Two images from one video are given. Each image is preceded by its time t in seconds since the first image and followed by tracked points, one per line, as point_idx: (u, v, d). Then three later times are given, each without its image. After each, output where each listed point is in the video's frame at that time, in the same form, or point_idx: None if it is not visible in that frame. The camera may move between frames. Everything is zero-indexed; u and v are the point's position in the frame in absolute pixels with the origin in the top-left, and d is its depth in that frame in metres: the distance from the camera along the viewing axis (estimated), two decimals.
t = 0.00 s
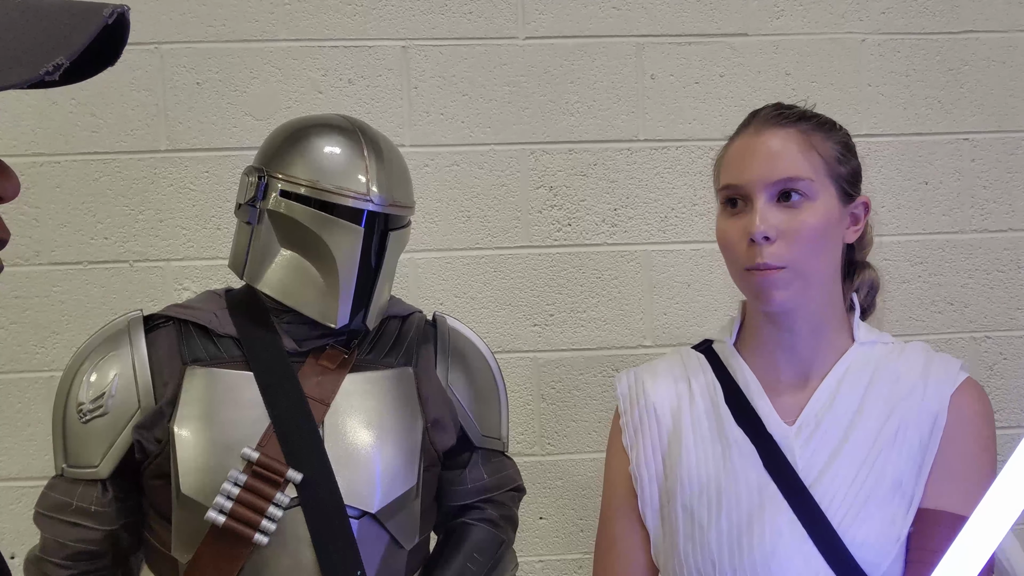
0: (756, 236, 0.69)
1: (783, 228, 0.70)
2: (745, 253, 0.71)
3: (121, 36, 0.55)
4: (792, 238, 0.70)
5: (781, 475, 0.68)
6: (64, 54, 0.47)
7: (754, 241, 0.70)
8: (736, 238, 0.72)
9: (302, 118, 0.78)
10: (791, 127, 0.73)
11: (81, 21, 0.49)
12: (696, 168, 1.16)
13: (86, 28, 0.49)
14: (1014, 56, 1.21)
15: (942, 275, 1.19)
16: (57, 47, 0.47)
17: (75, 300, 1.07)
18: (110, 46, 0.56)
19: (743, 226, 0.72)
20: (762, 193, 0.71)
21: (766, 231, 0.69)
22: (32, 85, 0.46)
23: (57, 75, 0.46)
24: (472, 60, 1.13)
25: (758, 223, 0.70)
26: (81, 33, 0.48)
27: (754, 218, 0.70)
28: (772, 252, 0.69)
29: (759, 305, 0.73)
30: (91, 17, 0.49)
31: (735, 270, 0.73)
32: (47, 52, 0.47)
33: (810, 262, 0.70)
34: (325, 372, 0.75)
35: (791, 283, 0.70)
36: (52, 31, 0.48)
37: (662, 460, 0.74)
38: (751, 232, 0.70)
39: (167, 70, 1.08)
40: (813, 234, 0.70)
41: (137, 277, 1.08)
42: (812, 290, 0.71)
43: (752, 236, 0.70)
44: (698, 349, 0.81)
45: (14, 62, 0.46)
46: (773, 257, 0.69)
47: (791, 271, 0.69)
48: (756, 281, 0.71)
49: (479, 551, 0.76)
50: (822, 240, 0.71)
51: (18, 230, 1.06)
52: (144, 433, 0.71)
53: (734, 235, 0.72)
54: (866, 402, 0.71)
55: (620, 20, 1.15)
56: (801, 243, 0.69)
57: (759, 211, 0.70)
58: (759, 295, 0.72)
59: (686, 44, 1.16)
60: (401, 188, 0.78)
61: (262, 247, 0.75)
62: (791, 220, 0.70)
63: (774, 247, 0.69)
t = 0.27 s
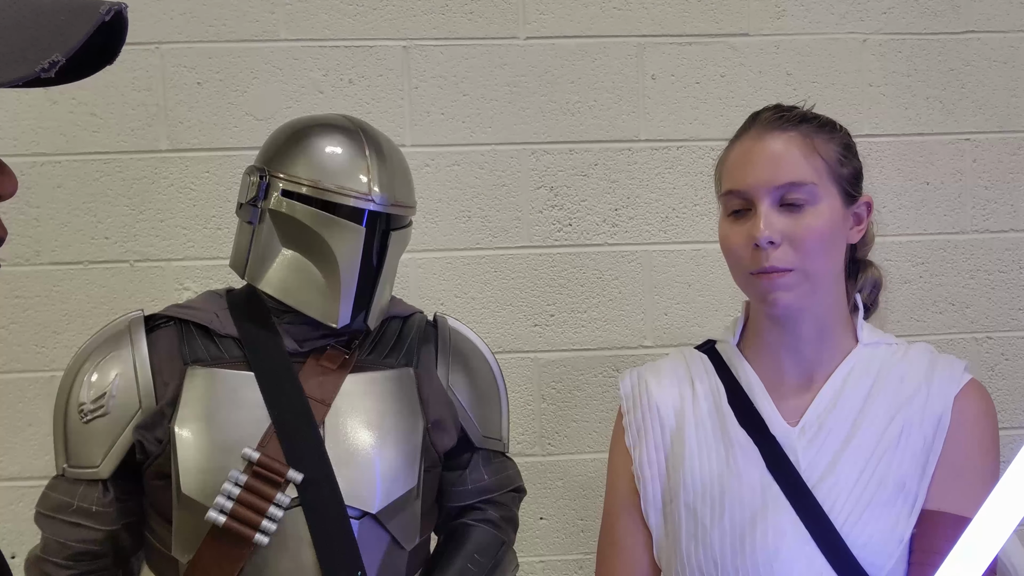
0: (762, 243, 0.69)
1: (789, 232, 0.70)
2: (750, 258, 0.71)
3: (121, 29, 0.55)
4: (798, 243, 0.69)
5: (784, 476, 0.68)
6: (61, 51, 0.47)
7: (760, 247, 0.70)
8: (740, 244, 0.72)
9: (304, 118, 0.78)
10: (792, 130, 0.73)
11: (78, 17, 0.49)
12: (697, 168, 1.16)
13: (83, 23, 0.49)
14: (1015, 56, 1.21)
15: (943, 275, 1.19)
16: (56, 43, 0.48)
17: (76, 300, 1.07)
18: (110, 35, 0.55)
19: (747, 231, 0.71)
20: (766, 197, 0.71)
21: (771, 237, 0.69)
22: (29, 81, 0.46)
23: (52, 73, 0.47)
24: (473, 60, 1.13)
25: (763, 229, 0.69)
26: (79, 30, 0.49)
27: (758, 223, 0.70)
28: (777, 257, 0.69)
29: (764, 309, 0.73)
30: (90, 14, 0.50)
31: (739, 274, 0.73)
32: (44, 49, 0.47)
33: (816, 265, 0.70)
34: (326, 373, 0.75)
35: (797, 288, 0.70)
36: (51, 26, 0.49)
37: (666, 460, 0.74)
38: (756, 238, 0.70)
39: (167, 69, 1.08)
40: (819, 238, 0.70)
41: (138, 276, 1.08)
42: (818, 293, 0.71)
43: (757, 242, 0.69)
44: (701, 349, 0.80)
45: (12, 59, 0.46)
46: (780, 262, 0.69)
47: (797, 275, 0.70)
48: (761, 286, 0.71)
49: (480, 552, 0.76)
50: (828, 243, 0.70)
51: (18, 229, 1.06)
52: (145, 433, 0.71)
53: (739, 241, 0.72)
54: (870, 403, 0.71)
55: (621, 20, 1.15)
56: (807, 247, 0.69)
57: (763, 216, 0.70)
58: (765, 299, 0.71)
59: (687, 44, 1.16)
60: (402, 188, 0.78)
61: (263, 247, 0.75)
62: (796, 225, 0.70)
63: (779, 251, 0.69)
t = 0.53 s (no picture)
0: (764, 242, 0.69)
1: (791, 231, 0.70)
2: (752, 257, 0.71)
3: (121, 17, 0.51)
4: (801, 242, 0.69)
5: (787, 474, 0.68)
6: (54, 46, 0.45)
7: (762, 246, 0.70)
8: (742, 243, 0.72)
9: (304, 117, 0.78)
10: (794, 128, 0.73)
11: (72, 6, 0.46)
12: (698, 167, 1.16)
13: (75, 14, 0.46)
14: (1016, 56, 1.21)
15: (943, 274, 1.19)
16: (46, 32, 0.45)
17: (77, 298, 1.07)
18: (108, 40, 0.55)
19: (749, 230, 0.71)
20: (768, 197, 0.71)
21: (773, 237, 0.69)
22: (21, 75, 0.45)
23: (44, 65, 0.45)
24: (473, 59, 1.13)
25: (764, 228, 0.69)
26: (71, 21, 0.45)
27: (760, 222, 0.70)
28: (780, 256, 0.70)
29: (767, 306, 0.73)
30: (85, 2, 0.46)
31: (742, 273, 0.73)
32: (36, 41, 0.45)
33: (819, 263, 0.70)
34: (326, 371, 0.75)
35: (799, 285, 0.70)
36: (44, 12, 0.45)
37: (669, 457, 0.74)
38: (757, 238, 0.70)
39: (168, 68, 1.08)
40: (821, 236, 0.70)
41: (138, 275, 1.08)
42: (821, 290, 0.71)
43: (759, 242, 0.69)
44: (704, 347, 0.80)
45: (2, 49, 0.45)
46: (783, 260, 0.70)
47: (801, 273, 0.70)
48: (763, 284, 0.71)
49: (480, 551, 0.76)
50: (830, 241, 0.70)
51: (19, 228, 1.06)
52: (145, 431, 0.71)
53: (741, 240, 0.72)
54: (873, 401, 0.71)
55: (622, 20, 1.15)
56: (809, 246, 0.69)
57: (765, 215, 0.70)
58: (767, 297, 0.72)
59: (688, 43, 1.16)
60: (403, 185, 0.78)
61: (264, 245, 0.75)
62: (798, 224, 0.70)
63: (782, 250, 0.70)
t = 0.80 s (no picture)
0: (770, 240, 0.69)
1: (797, 230, 0.70)
2: (756, 255, 0.71)
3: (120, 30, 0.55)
4: (806, 242, 0.70)
5: (787, 475, 0.68)
6: (59, 47, 0.47)
7: (767, 244, 0.70)
8: (747, 239, 0.72)
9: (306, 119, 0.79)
10: (806, 128, 0.73)
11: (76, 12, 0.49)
12: (698, 168, 1.17)
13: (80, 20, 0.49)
14: (1016, 57, 1.21)
15: (943, 275, 1.20)
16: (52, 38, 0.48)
17: (80, 299, 1.08)
18: (108, 41, 0.56)
19: (754, 226, 0.71)
20: (776, 195, 0.71)
21: (779, 234, 0.69)
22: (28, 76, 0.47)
23: (52, 68, 0.47)
24: (474, 60, 1.13)
25: (771, 226, 0.70)
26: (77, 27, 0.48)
27: (767, 219, 0.70)
28: (784, 255, 0.70)
29: (767, 305, 0.73)
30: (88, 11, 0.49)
31: (744, 271, 0.73)
32: (41, 45, 0.47)
33: (822, 264, 0.70)
34: (329, 372, 0.76)
35: (801, 286, 0.71)
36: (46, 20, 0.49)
37: (669, 460, 0.75)
38: (763, 235, 0.70)
39: (171, 70, 1.09)
40: (826, 238, 0.70)
41: (141, 276, 1.09)
42: (822, 291, 0.72)
43: (765, 239, 0.70)
44: (703, 350, 0.81)
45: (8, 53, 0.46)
46: (786, 259, 0.70)
47: (803, 272, 0.70)
48: (765, 283, 0.71)
49: (482, 551, 0.77)
50: (835, 244, 0.71)
51: (23, 229, 1.07)
52: (150, 432, 0.71)
53: (746, 236, 0.72)
54: (872, 402, 0.71)
55: (623, 21, 1.15)
56: (814, 246, 0.70)
57: (772, 213, 0.70)
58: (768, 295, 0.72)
59: (689, 44, 1.16)
60: (405, 185, 0.78)
61: (267, 245, 0.75)
62: (804, 224, 0.70)
63: (787, 249, 0.70)
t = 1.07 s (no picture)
0: (783, 241, 0.69)
1: (808, 234, 0.70)
2: (767, 254, 0.70)
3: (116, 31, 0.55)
4: (816, 246, 0.69)
5: (787, 474, 0.68)
6: (54, 46, 0.47)
7: (779, 245, 0.69)
8: (757, 238, 0.71)
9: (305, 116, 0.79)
10: (824, 131, 0.73)
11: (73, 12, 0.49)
12: (700, 166, 1.16)
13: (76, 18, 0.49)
14: (1018, 55, 1.21)
15: (945, 274, 1.19)
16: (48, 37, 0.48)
17: (81, 297, 1.08)
18: (105, 39, 0.55)
19: (767, 226, 0.71)
20: (790, 197, 0.71)
21: (793, 237, 0.69)
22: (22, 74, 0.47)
23: (46, 66, 0.47)
24: (476, 59, 1.13)
25: (786, 227, 0.69)
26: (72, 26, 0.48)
27: (781, 221, 0.70)
28: (795, 258, 0.69)
29: (772, 306, 0.73)
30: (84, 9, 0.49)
31: (751, 269, 0.73)
32: (37, 44, 0.47)
33: (830, 270, 0.70)
34: (331, 370, 0.75)
35: (807, 290, 0.70)
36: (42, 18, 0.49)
37: (669, 462, 0.75)
38: (776, 236, 0.69)
39: (172, 68, 1.09)
40: (837, 244, 0.70)
41: (142, 274, 1.09)
42: (825, 295, 0.72)
43: (777, 240, 0.69)
44: (701, 352, 0.81)
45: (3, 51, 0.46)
46: (796, 263, 0.69)
47: (811, 277, 0.70)
48: (773, 282, 0.71)
49: (484, 550, 0.77)
50: (844, 249, 0.71)
51: (24, 228, 1.07)
52: (151, 431, 0.71)
53: (757, 235, 0.71)
54: (870, 398, 0.71)
55: (624, 19, 1.15)
56: (824, 251, 0.70)
57: (787, 214, 0.70)
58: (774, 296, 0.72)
59: (690, 43, 1.16)
60: (405, 178, 0.79)
61: (268, 240, 0.75)
62: (816, 227, 0.70)
63: (798, 251, 0.69)
